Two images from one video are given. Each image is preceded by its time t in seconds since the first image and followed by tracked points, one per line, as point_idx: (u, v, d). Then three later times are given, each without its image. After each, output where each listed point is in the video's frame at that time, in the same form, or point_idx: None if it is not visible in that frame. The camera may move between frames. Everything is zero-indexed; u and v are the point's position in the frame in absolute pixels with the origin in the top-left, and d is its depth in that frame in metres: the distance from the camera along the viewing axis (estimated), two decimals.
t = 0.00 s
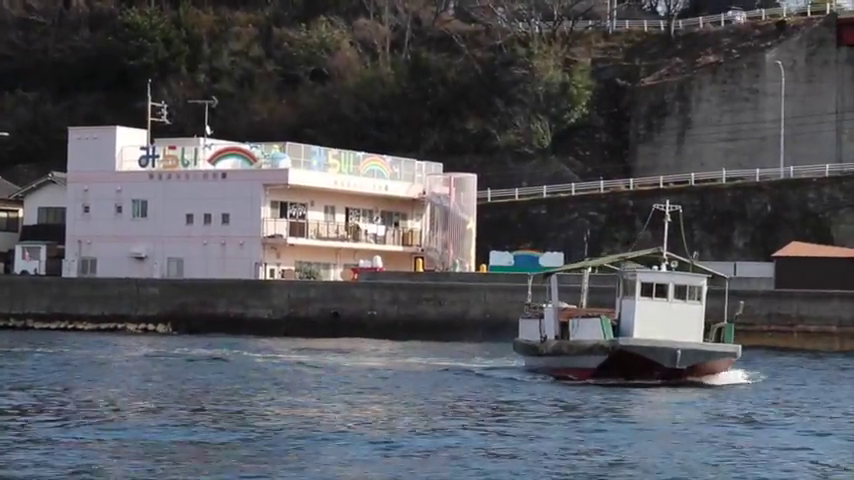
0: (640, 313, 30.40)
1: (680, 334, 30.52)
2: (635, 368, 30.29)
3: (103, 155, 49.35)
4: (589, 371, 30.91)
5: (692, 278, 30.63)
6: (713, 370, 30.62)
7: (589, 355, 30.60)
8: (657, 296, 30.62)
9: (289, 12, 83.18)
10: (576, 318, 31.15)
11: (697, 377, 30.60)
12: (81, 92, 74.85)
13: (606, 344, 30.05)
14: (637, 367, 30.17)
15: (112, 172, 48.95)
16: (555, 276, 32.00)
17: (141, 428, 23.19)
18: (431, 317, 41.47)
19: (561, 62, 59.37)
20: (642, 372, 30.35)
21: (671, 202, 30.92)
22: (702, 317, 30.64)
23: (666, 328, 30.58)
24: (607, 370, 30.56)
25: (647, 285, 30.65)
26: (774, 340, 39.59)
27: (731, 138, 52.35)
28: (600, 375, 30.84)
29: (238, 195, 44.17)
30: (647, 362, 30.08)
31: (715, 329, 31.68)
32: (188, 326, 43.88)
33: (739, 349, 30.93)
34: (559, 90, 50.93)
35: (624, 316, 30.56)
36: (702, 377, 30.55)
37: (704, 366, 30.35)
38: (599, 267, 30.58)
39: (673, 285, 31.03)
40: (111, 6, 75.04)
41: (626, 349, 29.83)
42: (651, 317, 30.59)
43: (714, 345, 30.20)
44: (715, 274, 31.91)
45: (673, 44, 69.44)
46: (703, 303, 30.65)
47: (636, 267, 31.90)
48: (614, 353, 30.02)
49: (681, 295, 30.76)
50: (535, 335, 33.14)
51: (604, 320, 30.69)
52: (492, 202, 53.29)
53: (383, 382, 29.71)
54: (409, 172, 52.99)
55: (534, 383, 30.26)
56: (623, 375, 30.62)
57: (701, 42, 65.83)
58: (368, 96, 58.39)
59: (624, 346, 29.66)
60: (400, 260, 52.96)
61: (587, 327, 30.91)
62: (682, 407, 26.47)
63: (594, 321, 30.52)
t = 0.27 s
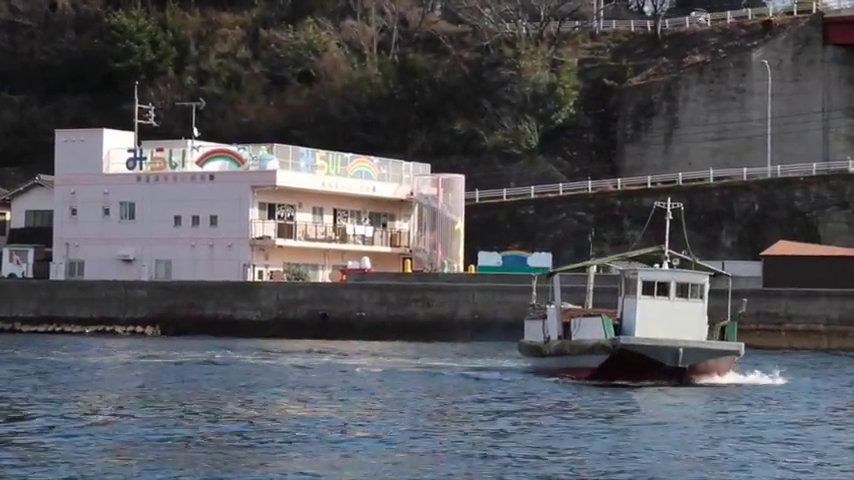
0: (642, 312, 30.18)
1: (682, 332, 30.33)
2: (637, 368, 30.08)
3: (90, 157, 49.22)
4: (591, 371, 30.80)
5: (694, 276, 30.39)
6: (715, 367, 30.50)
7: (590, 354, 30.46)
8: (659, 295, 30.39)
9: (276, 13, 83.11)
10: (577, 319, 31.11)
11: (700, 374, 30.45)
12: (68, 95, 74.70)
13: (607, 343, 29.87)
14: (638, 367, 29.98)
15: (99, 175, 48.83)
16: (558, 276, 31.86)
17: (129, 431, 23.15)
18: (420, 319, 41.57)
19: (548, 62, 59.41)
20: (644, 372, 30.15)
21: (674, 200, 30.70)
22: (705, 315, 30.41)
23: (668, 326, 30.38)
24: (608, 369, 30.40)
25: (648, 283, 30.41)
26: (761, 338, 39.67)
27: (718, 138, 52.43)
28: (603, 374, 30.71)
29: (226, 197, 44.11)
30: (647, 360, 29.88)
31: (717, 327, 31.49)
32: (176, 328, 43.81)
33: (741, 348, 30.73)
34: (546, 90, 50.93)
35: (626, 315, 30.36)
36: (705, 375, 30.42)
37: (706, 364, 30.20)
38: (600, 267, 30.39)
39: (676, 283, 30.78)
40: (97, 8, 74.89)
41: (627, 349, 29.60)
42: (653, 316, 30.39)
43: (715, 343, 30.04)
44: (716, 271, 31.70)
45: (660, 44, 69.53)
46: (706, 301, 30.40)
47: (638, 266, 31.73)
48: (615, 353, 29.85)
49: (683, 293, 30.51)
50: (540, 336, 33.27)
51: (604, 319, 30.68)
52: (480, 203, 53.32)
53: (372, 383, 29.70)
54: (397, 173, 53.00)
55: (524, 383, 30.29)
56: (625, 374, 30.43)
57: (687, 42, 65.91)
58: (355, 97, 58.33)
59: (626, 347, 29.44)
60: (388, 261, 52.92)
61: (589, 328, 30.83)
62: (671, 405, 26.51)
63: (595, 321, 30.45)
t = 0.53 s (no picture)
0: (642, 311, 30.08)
1: (682, 330, 30.18)
2: (638, 369, 30.09)
3: (76, 156, 49.04)
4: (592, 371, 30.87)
5: (693, 275, 30.20)
6: (718, 367, 30.31)
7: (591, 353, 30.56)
8: (658, 293, 30.26)
9: (263, 12, 83.01)
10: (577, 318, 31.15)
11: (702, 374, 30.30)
12: (54, 94, 74.54)
13: (606, 342, 29.92)
14: (639, 366, 29.99)
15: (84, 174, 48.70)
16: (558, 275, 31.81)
17: (114, 430, 23.11)
18: (407, 317, 41.57)
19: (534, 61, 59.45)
20: (645, 372, 30.15)
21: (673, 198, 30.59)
22: (705, 313, 30.21)
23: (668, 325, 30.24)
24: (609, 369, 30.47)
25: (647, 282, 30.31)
26: (747, 337, 39.74)
27: (704, 136, 52.52)
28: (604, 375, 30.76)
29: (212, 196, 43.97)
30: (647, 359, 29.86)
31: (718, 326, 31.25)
32: (162, 327, 43.71)
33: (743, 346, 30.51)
34: (533, 89, 50.88)
35: (626, 315, 30.27)
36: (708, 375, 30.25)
37: (707, 363, 30.05)
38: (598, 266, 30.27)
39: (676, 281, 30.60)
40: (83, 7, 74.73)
41: (626, 347, 29.66)
42: (653, 314, 30.28)
43: (717, 341, 29.87)
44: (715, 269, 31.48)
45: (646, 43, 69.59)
46: (705, 299, 30.17)
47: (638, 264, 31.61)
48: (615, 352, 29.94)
49: (683, 291, 30.33)
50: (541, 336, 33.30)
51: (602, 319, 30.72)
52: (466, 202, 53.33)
53: (360, 382, 29.69)
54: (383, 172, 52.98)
55: (512, 382, 30.25)
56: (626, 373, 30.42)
57: (673, 40, 65.91)
58: (341, 96, 58.29)
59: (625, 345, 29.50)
60: (375, 260, 52.83)
61: (588, 327, 30.88)
62: (657, 404, 26.53)
63: (594, 321, 30.50)
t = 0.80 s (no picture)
0: (642, 314, 30.22)
1: (682, 332, 30.30)
2: (641, 370, 30.51)
3: (65, 154, 48.93)
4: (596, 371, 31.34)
5: (693, 277, 30.17)
6: (723, 369, 30.47)
7: (593, 355, 30.98)
8: (658, 296, 30.37)
9: (252, 11, 82.91)
10: (576, 321, 31.40)
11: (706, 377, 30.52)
12: (42, 92, 74.42)
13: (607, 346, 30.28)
14: (641, 368, 30.40)
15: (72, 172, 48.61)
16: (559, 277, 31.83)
17: (100, 428, 23.10)
18: (394, 317, 41.62)
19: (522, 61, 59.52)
20: (648, 374, 30.57)
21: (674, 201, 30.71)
22: (706, 315, 30.22)
23: (668, 328, 30.36)
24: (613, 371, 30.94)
25: (646, 284, 30.37)
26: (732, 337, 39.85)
27: (692, 137, 52.64)
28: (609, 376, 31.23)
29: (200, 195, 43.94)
30: (646, 361, 30.16)
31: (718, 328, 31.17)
32: (150, 326, 43.65)
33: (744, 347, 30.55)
34: (521, 89, 50.95)
35: (627, 317, 30.41)
36: (712, 377, 30.45)
37: (710, 366, 30.25)
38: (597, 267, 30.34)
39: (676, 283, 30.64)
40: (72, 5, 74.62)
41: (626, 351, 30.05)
42: (652, 317, 30.38)
43: (716, 343, 29.97)
44: (716, 270, 31.44)
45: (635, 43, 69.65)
46: (704, 301, 30.16)
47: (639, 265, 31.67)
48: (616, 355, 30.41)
49: (682, 294, 30.38)
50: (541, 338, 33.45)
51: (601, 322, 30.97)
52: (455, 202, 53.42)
53: (348, 381, 29.74)
54: (372, 172, 53.01)
55: (500, 382, 30.33)
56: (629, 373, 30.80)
57: (661, 41, 65.99)
58: (329, 95, 58.28)
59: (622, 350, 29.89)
60: (363, 260, 52.86)
61: (587, 330, 31.15)
62: (644, 404, 26.62)
63: (593, 325, 30.76)
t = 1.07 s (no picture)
0: (643, 315, 29.95)
1: (684, 335, 30.02)
2: (645, 369, 30.49)
3: (53, 153, 48.82)
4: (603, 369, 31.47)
5: (694, 279, 29.84)
6: (728, 371, 30.24)
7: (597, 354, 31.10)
8: (660, 297, 30.06)
9: (240, 10, 82.83)
10: (578, 322, 31.64)
11: (711, 378, 30.35)
12: (30, 90, 74.27)
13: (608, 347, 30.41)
14: (644, 367, 30.39)
15: (60, 171, 48.48)
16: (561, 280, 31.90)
17: (88, 428, 23.09)
18: (383, 317, 41.63)
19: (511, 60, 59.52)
20: (651, 373, 30.55)
21: (675, 200, 30.43)
22: (707, 317, 29.86)
23: (670, 330, 30.08)
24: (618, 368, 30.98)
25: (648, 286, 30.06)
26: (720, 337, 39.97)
27: (681, 137, 52.70)
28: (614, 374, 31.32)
29: (189, 194, 43.84)
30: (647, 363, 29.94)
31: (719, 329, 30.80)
32: (138, 325, 43.58)
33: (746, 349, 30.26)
34: (510, 89, 50.90)
35: (628, 319, 30.16)
36: (717, 379, 30.25)
37: (713, 367, 30.06)
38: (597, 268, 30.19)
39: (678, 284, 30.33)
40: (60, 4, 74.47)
41: (628, 351, 30.03)
42: (654, 319, 30.10)
43: (718, 345, 29.72)
44: (718, 270, 31.13)
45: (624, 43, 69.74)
46: (706, 303, 29.82)
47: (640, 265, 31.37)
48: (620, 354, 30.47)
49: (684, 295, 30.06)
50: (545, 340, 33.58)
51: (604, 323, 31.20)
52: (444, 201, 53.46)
53: (336, 380, 29.76)
54: (361, 171, 53.00)
55: (490, 381, 30.31)
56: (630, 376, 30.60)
57: (650, 41, 66.06)
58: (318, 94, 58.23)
59: (623, 350, 29.88)
60: (352, 259, 52.82)
61: (589, 331, 31.42)
62: (632, 403, 26.69)
63: (595, 325, 31.01)
